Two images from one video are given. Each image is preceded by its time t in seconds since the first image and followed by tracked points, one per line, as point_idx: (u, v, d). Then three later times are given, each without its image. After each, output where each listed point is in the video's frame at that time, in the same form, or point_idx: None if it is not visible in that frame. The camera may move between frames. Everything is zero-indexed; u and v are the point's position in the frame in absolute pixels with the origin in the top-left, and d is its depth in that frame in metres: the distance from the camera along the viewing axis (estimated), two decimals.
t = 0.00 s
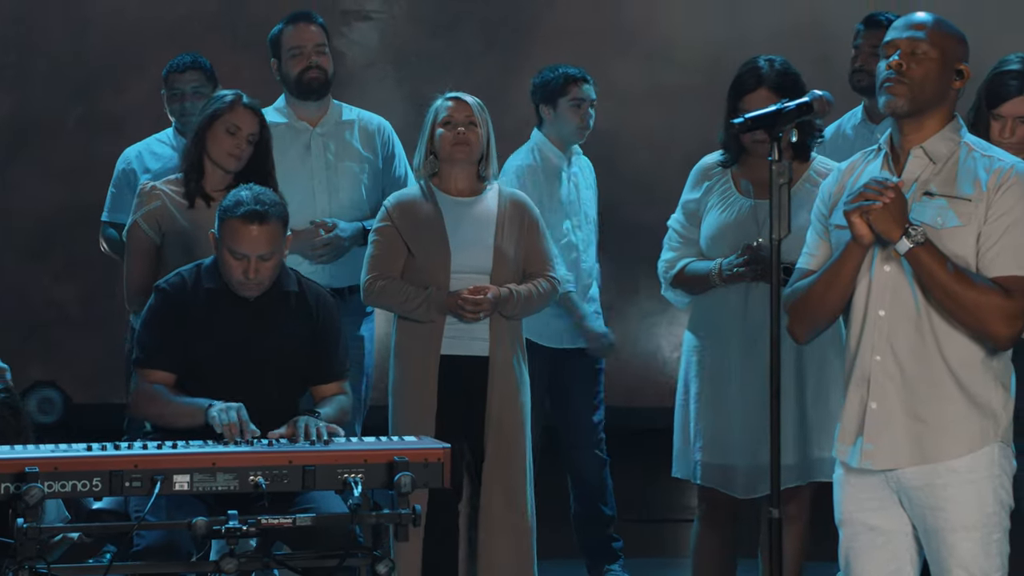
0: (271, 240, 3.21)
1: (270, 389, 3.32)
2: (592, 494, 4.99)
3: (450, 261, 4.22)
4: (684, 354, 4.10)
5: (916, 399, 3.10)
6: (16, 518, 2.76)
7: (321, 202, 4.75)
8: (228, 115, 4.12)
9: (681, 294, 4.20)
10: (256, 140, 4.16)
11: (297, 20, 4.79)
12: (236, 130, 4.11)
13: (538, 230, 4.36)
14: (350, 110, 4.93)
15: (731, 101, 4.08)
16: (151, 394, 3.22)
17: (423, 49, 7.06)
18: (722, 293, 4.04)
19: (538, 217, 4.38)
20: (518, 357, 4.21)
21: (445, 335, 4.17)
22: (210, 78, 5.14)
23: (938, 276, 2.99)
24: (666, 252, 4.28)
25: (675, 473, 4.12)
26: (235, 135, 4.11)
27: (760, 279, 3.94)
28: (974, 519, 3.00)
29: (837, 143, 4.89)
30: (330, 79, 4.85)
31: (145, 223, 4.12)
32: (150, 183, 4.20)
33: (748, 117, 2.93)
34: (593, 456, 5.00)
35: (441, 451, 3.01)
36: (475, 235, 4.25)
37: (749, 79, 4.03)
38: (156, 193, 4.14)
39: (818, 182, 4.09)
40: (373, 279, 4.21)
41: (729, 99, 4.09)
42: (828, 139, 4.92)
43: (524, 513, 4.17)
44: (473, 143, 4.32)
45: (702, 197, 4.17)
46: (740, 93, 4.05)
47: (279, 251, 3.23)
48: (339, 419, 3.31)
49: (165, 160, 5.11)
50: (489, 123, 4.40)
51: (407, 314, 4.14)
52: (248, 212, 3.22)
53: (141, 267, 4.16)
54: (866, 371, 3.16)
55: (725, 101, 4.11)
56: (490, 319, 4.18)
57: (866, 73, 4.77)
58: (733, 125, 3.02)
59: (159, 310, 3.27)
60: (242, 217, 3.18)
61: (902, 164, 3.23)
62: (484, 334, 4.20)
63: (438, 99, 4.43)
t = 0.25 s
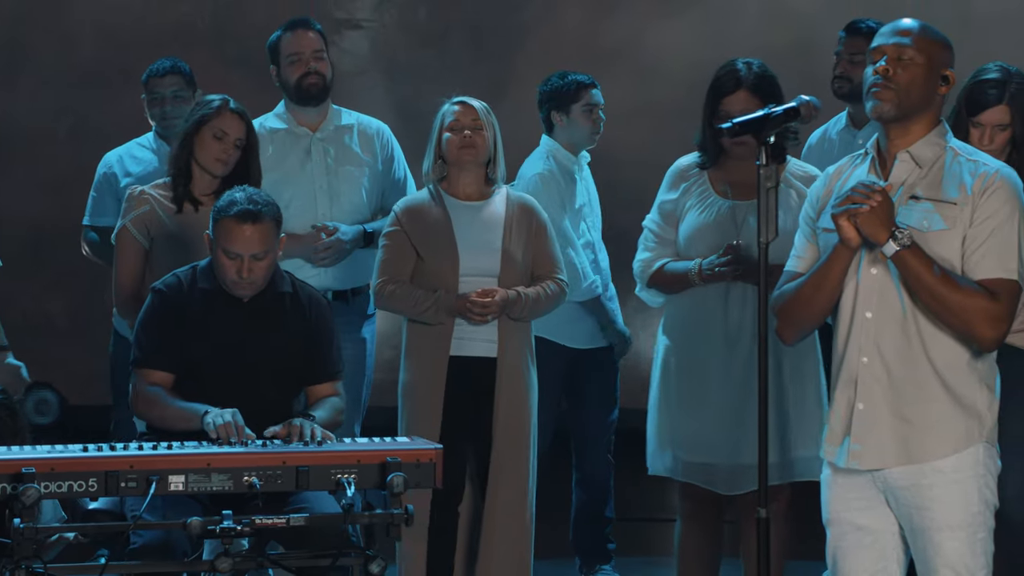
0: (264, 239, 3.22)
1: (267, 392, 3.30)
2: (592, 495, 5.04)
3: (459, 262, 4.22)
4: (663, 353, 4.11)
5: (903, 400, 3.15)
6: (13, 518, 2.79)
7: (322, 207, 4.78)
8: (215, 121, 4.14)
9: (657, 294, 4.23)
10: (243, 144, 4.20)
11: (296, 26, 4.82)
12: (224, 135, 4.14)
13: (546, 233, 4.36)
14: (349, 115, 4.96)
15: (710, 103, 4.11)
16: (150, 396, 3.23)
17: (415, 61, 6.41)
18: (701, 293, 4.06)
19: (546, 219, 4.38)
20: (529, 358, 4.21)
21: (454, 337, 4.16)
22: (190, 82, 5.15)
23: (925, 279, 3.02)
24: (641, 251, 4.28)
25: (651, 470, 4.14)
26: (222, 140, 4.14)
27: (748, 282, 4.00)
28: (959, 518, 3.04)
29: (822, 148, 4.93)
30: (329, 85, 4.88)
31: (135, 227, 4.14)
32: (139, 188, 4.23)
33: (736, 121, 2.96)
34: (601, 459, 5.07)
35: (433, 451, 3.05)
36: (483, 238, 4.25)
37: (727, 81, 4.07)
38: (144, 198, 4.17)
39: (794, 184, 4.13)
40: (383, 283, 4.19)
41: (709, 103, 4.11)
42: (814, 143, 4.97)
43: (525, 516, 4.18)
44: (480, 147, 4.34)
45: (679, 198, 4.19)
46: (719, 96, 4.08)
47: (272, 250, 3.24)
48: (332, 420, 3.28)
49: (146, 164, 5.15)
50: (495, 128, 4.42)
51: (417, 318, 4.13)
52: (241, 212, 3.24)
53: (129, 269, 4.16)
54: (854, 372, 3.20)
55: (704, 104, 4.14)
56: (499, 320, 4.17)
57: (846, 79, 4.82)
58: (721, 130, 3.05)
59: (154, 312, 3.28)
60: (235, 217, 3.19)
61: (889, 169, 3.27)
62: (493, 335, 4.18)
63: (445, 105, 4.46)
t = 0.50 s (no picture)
0: (259, 239, 3.24)
1: (263, 390, 3.33)
2: (591, 498, 5.06)
3: (469, 265, 4.25)
4: (642, 354, 4.14)
5: (891, 401, 3.19)
6: (11, 518, 2.83)
7: (324, 211, 4.81)
8: (205, 122, 4.18)
9: (632, 296, 4.25)
10: (233, 146, 4.23)
11: (292, 33, 4.87)
12: (214, 137, 4.17)
13: (554, 234, 4.39)
14: (348, 119, 5.01)
15: (690, 110, 4.14)
16: (148, 396, 3.25)
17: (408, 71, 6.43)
18: (682, 296, 4.08)
19: (554, 221, 4.41)
20: (542, 357, 4.25)
21: (468, 338, 4.19)
22: (166, 85, 5.15)
23: (914, 282, 3.05)
24: (619, 254, 4.30)
25: (626, 470, 4.16)
26: (212, 142, 4.17)
27: (729, 286, 4.02)
28: (947, 518, 3.08)
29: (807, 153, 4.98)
30: (328, 90, 4.92)
31: (128, 231, 4.16)
32: (131, 192, 4.25)
33: (726, 127, 2.96)
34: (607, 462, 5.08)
35: (427, 452, 3.08)
36: (493, 241, 4.29)
37: (706, 87, 4.10)
38: (137, 202, 4.19)
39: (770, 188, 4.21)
40: (396, 288, 4.22)
41: (688, 108, 4.15)
42: (800, 147, 5.02)
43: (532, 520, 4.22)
44: (487, 151, 4.37)
45: (658, 202, 4.22)
46: (700, 102, 4.11)
47: (267, 252, 3.26)
48: (325, 423, 3.32)
49: (124, 167, 5.21)
50: (502, 132, 4.45)
51: (430, 321, 4.18)
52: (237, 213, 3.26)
53: (122, 272, 4.17)
54: (843, 373, 3.24)
55: (683, 110, 4.17)
56: (510, 320, 4.21)
57: (828, 86, 4.87)
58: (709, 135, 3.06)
59: (151, 313, 3.29)
60: (232, 217, 3.21)
61: (877, 172, 3.31)
62: (506, 335, 4.21)
63: (450, 111, 4.49)
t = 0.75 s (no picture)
0: (256, 244, 3.27)
1: (261, 392, 3.36)
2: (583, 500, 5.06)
3: (477, 272, 4.26)
4: (625, 357, 4.18)
5: (880, 402, 3.22)
6: (11, 518, 2.86)
7: (323, 214, 4.84)
8: (200, 128, 4.27)
9: (613, 299, 4.26)
10: (228, 152, 4.32)
11: (291, 39, 4.89)
12: (208, 142, 4.26)
13: (559, 241, 4.40)
14: (346, 123, 5.03)
15: (672, 115, 4.19)
16: (147, 399, 3.27)
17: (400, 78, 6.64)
18: (666, 299, 4.11)
19: (558, 227, 4.42)
20: (552, 361, 4.25)
21: (478, 343, 4.18)
22: (149, 91, 5.13)
23: (903, 285, 3.09)
24: (599, 258, 4.29)
25: (606, 471, 4.18)
26: (208, 147, 4.26)
27: (713, 291, 4.06)
28: (936, 517, 3.11)
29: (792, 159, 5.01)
30: (326, 96, 4.94)
31: (124, 235, 4.16)
32: (127, 196, 4.27)
33: (717, 131, 2.98)
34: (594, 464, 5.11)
35: (422, 453, 3.12)
36: (499, 248, 4.29)
37: (690, 94, 4.15)
38: (133, 206, 4.20)
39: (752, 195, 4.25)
40: (404, 297, 4.25)
41: (670, 115, 4.20)
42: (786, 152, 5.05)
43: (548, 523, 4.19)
44: (493, 159, 4.38)
45: (640, 206, 4.23)
46: (684, 107, 4.15)
47: (264, 256, 3.29)
48: (323, 424, 3.35)
49: (106, 171, 5.25)
50: (506, 139, 4.46)
51: (440, 328, 4.18)
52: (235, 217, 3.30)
53: (118, 276, 4.16)
54: (833, 375, 3.28)
55: (665, 116, 4.22)
56: (518, 326, 4.20)
57: (814, 90, 4.91)
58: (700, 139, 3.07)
59: (149, 316, 3.32)
60: (230, 221, 3.24)
61: (867, 177, 3.34)
62: (513, 340, 4.20)
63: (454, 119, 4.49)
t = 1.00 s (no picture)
0: (252, 248, 3.30)
1: (257, 394, 3.39)
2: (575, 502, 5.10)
3: (476, 274, 4.29)
4: (610, 359, 4.21)
5: (869, 403, 3.26)
6: (9, 518, 2.89)
7: (318, 217, 4.88)
8: (202, 133, 4.26)
9: (599, 301, 4.29)
10: (229, 157, 4.31)
11: (287, 44, 4.91)
12: (210, 147, 4.25)
13: (555, 243, 4.43)
14: (342, 127, 5.05)
15: (660, 121, 4.22)
16: (143, 401, 3.30)
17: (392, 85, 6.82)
18: (653, 303, 4.15)
19: (554, 230, 4.45)
20: (548, 361, 4.29)
21: (476, 344, 4.22)
22: (138, 95, 5.14)
23: (893, 287, 3.11)
24: (586, 261, 4.31)
25: (590, 472, 4.21)
26: (209, 152, 4.25)
27: (702, 294, 4.10)
28: (923, 516, 3.15)
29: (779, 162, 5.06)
30: (322, 100, 4.98)
31: (124, 237, 4.21)
32: (127, 199, 4.29)
33: (707, 135, 3.00)
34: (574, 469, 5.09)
35: (416, 452, 3.15)
36: (498, 250, 4.32)
37: (677, 100, 4.19)
38: (133, 209, 4.24)
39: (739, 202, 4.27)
40: (403, 298, 4.27)
41: (658, 119, 4.24)
42: (772, 156, 5.09)
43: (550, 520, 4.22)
44: (492, 162, 4.40)
45: (628, 210, 4.25)
46: (671, 113, 4.20)
47: (259, 261, 3.32)
48: (318, 424, 3.39)
49: (94, 174, 5.28)
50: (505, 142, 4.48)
51: (440, 329, 4.21)
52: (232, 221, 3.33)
53: (119, 277, 4.21)
54: (823, 376, 3.31)
55: (653, 120, 4.25)
56: (517, 327, 4.22)
57: (802, 92, 4.93)
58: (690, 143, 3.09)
59: (145, 319, 3.35)
60: (226, 225, 3.27)
61: (856, 180, 3.38)
62: (511, 341, 4.24)
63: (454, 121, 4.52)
